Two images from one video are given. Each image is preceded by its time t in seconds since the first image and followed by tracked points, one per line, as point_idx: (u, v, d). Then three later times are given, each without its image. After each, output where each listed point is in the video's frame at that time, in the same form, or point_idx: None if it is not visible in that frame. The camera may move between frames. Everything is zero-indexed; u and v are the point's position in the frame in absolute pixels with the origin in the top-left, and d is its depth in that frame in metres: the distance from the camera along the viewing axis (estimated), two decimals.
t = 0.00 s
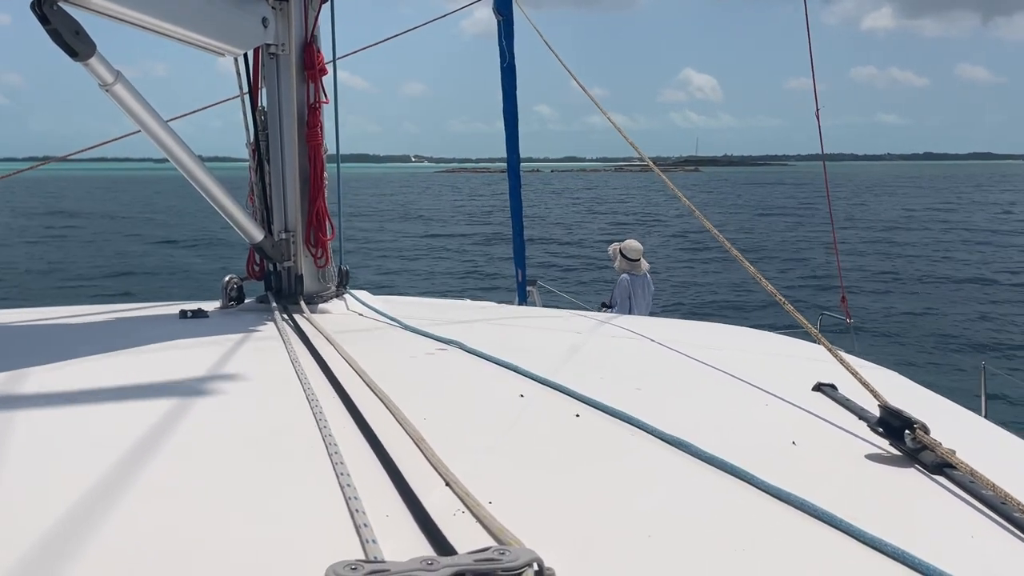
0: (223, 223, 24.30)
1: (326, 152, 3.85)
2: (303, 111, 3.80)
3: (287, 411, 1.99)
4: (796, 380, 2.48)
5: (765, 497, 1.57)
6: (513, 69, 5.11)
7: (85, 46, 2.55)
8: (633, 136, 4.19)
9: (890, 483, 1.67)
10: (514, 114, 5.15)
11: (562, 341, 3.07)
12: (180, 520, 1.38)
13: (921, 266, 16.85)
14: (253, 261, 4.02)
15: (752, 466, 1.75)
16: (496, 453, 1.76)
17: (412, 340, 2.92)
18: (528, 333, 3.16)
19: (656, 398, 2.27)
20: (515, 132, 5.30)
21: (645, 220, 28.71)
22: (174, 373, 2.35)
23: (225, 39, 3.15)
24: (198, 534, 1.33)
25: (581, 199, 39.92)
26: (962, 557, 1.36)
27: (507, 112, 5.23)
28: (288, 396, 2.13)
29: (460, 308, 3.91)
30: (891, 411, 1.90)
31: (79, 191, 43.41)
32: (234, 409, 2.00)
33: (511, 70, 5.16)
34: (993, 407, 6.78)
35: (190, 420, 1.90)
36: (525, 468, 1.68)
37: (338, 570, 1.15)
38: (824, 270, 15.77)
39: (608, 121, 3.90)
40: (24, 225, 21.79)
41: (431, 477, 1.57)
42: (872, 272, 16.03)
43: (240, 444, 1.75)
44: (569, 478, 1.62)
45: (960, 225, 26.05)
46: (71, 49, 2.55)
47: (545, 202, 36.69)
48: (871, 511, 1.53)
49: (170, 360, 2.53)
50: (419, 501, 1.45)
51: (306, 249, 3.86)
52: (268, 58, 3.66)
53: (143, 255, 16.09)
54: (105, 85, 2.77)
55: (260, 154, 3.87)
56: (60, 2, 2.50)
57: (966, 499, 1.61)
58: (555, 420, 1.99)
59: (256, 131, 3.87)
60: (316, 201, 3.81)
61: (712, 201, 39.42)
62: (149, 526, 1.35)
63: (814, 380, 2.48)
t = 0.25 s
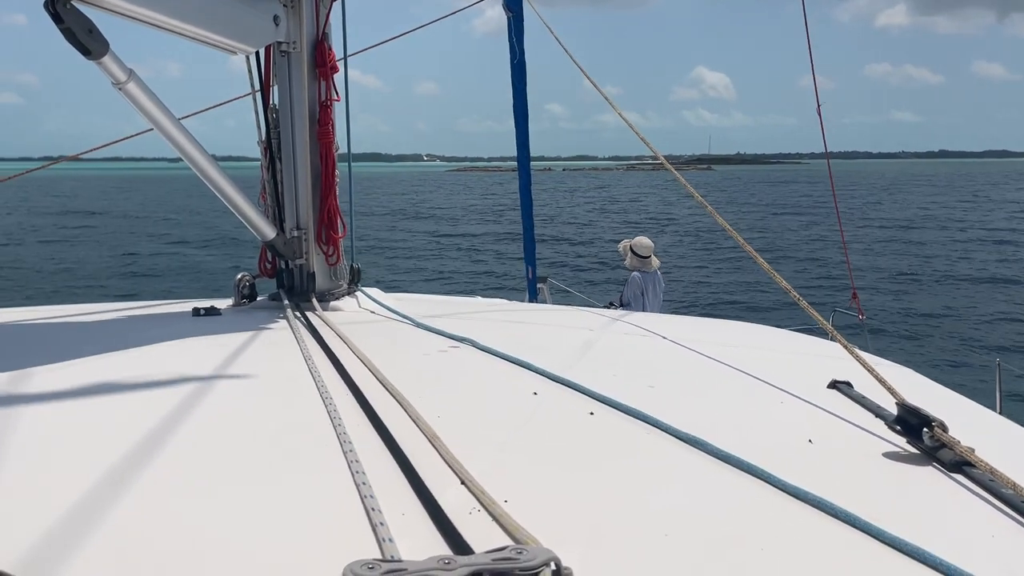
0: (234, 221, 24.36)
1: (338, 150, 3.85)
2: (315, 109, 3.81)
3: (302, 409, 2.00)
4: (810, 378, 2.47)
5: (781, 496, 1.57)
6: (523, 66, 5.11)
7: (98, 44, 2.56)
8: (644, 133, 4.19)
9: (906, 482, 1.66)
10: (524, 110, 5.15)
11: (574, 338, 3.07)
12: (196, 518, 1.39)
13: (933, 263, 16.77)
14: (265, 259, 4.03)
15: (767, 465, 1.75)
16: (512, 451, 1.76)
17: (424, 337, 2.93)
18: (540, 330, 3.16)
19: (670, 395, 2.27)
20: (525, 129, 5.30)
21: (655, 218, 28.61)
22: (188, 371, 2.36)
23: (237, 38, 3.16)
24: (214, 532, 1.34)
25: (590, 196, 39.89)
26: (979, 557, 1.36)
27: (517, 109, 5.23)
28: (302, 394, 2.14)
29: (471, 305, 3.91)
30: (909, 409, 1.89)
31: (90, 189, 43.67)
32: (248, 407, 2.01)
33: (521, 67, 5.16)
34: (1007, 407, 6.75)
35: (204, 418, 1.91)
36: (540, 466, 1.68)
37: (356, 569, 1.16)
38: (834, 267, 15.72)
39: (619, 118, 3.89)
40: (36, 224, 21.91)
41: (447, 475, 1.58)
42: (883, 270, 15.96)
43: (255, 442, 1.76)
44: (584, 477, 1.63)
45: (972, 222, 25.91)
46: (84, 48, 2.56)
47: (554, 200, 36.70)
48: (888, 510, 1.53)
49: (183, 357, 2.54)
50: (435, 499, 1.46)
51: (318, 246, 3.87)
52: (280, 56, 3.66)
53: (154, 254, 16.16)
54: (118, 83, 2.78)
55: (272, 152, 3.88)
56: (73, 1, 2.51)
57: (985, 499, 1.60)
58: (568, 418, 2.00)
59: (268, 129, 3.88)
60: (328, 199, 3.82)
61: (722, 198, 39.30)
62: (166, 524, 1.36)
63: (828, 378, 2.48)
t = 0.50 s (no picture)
0: (248, 221, 24.49)
1: (351, 149, 3.86)
2: (329, 109, 3.81)
3: (318, 409, 2.00)
4: (827, 377, 2.45)
5: (799, 499, 1.55)
6: (537, 64, 5.09)
7: (114, 45, 2.57)
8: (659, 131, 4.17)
9: (927, 484, 1.65)
10: (537, 108, 5.14)
11: (588, 337, 3.06)
12: (212, 518, 1.39)
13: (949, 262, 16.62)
14: (280, 258, 4.04)
15: (785, 467, 1.74)
16: (528, 451, 1.76)
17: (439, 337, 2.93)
18: (555, 330, 3.15)
19: (686, 395, 2.25)
20: (539, 127, 5.29)
21: (668, 217, 28.51)
22: (203, 371, 2.37)
23: (252, 38, 3.17)
24: (228, 533, 1.34)
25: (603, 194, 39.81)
26: (1004, 561, 1.34)
27: (531, 107, 5.22)
28: (318, 394, 2.14)
29: (485, 304, 3.91)
30: (929, 409, 1.87)
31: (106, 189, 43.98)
32: (263, 408, 2.01)
33: (534, 65, 5.15)
34: None
35: (220, 419, 1.91)
36: (557, 467, 1.67)
37: (373, 572, 1.15)
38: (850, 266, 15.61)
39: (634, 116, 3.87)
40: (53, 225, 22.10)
41: (462, 477, 1.57)
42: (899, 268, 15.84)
43: (270, 442, 1.76)
44: (601, 478, 1.62)
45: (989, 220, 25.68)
46: (100, 49, 2.57)
47: (567, 199, 36.64)
48: (909, 512, 1.51)
49: (198, 357, 2.55)
50: (451, 501, 1.45)
51: (332, 245, 3.87)
52: (294, 56, 3.67)
53: (169, 254, 16.27)
54: (133, 83, 2.79)
55: (286, 152, 3.89)
56: (89, 2, 2.53)
57: (1008, 501, 1.58)
58: (584, 419, 1.99)
59: (282, 129, 3.89)
60: (342, 198, 3.82)
61: (736, 196, 39.13)
62: (181, 525, 1.36)
63: (846, 377, 2.46)
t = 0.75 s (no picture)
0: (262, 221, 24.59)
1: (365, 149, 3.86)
2: (342, 109, 3.82)
3: (332, 409, 2.01)
4: (844, 377, 2.43)
5: (816, 500, 1.54)
6: (549, 63, 5.09)
7: (129, 46, 2.59)
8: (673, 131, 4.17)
9: (947, 485, 1.63)
10: (550, 108, 5.13)
11: (602, 337, 3.05)
12: (228, 518, 1.39)
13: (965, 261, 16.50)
14: (294, 258, 4.06)
15: (802, 468, 1.73)
16: (542, 451, 1.75)
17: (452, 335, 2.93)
18: (569, 329, 3.14)
19: (701, 396, 2.25)
20: (552, 126, 5.28)
21: (682, 216, 28.42)
22: (216, 371, 2.38)
23: (266, 38, 3.18)
24: (243, 533, 1.34)
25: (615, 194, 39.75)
26: None
27: (543, 106, 5.21)
28: (332, 394, 2.14)
29: (499, 303, 3.91)
30: (948, 410, 1.85)
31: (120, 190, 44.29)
32: (278, 407, 2.02)
33: (547, 64, 5.14)
34: None
35: (235, 418, 1.92)
36: (572, 467, 1.67)
37: (388, 572, 1.15)
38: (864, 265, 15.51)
39: (648, 115, 3.86)
40: (69, 226, 22.28)
41: (477, 477, 1.57)
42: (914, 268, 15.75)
43: (284, 442, 1.76)
44: (618, 478, 1.61)
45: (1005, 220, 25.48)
46: (116, 49, 2.59)
47: (579, 199, 36.60)
48: (928, 514, 1.50)
49: (212, 357, 2.56)
50: (466, 501, 1.45)
51: (345, 245, 3.88)
52: (308, 56, 3.68)
53: (184, 254, 16.37)
54: (148, 84, 2.80)
55: (300, 152, 3.90)
56: (106, 3, 2.54)
57: None
58: (598, 419, 1.98)
59: (296, 129, 3.90)
60: (356, 198, 3.83)
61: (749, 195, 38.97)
62: (197, 525, 1.36)
63: (863, 377, 2.44)
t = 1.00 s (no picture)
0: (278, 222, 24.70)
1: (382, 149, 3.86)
2: (360, 108, 3.81)
3: (351, 407, 2.00)
4: (867, 377, 2.40)
5: (841, 500, 1.52)
6: (566, 63, 5.07)
7: (149, 45, 2.59)
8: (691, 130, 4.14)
9: (976, 486, 1.60)
10: (567, 107, 5.11)
11: (621, 336, 3.03)
12: (248, 516, 1.38)
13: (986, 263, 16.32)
14: (311, 257, 4.06)
15: (826, 468, 1.70)
16: (563, 451, 1.74)
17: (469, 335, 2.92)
18: (587, 329, 3.12)
19: (721, 395, 2.22)
20: (568, 126, 5.26)
21: (698, 217, 28.28)
22: (234, 369, 2.38)
23: (284, 37, 3.18)
24: (264, 532, 1.33)
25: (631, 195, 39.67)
26: None
27: (560, 106, 5.19)
28: (350, 393, 2.14)
29: (516, 303, 3.89)
30: (975, 410, 1.82)
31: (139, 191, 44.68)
32: (296, 405, 2.01)
33: (564, 64, 5.12)
34: None
35: (253, 417, 1.91)
36: (593, 467, 1.65)
37: (409, 571, 1.14)
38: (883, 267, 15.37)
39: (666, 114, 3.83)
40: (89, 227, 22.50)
41: (497, 476, 1.55)
42: (933, 269, 15.61)
43: (303, 440, 1.75)
44: (639, 478, 1.60)
45: None
46: (135, 48, 2.60)
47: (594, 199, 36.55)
48: (956, 516, 1.47)
49: (230, 355, 2.56)
50: (486, 500, 1.44)
51: (363, 244, 3.88)
52: (325, 55, 3.68)
53: (202, 255, 16.47)
54: (167, 83, 2.81)
55: (317, 151, 3.90)
56: (126, 2, 2.54)
57: None
58: (618, 419, 1.96)
59: (313, 128, 3.90)
60: (373, 197, 3.83)
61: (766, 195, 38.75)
62: (217, 523, 1.36)
63: (885, 377, 2.41)
